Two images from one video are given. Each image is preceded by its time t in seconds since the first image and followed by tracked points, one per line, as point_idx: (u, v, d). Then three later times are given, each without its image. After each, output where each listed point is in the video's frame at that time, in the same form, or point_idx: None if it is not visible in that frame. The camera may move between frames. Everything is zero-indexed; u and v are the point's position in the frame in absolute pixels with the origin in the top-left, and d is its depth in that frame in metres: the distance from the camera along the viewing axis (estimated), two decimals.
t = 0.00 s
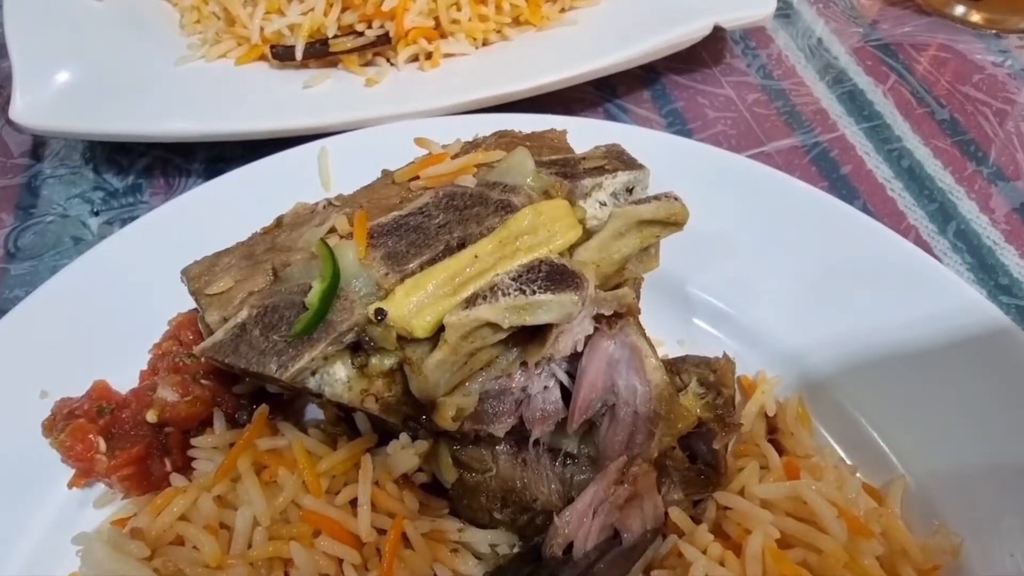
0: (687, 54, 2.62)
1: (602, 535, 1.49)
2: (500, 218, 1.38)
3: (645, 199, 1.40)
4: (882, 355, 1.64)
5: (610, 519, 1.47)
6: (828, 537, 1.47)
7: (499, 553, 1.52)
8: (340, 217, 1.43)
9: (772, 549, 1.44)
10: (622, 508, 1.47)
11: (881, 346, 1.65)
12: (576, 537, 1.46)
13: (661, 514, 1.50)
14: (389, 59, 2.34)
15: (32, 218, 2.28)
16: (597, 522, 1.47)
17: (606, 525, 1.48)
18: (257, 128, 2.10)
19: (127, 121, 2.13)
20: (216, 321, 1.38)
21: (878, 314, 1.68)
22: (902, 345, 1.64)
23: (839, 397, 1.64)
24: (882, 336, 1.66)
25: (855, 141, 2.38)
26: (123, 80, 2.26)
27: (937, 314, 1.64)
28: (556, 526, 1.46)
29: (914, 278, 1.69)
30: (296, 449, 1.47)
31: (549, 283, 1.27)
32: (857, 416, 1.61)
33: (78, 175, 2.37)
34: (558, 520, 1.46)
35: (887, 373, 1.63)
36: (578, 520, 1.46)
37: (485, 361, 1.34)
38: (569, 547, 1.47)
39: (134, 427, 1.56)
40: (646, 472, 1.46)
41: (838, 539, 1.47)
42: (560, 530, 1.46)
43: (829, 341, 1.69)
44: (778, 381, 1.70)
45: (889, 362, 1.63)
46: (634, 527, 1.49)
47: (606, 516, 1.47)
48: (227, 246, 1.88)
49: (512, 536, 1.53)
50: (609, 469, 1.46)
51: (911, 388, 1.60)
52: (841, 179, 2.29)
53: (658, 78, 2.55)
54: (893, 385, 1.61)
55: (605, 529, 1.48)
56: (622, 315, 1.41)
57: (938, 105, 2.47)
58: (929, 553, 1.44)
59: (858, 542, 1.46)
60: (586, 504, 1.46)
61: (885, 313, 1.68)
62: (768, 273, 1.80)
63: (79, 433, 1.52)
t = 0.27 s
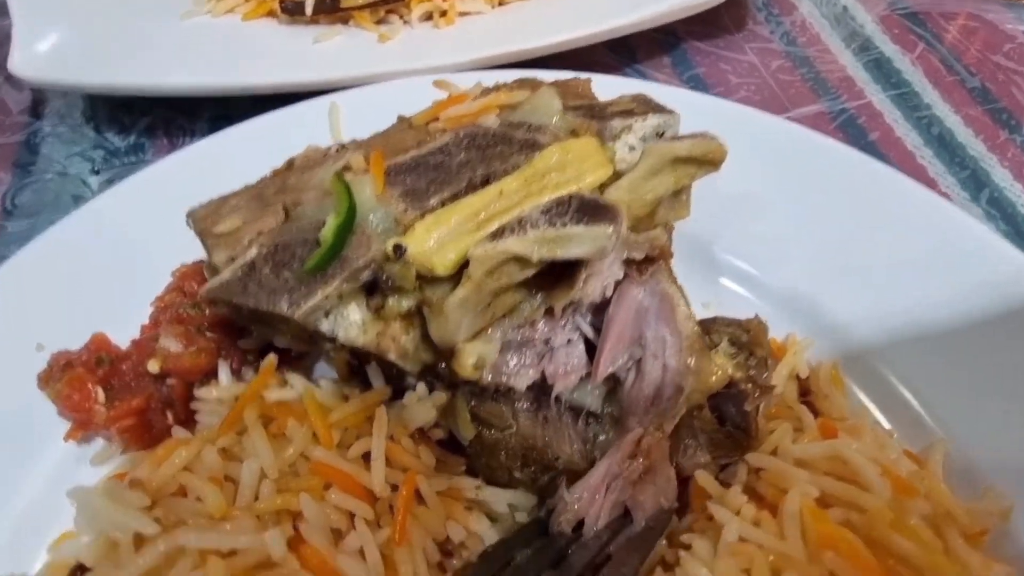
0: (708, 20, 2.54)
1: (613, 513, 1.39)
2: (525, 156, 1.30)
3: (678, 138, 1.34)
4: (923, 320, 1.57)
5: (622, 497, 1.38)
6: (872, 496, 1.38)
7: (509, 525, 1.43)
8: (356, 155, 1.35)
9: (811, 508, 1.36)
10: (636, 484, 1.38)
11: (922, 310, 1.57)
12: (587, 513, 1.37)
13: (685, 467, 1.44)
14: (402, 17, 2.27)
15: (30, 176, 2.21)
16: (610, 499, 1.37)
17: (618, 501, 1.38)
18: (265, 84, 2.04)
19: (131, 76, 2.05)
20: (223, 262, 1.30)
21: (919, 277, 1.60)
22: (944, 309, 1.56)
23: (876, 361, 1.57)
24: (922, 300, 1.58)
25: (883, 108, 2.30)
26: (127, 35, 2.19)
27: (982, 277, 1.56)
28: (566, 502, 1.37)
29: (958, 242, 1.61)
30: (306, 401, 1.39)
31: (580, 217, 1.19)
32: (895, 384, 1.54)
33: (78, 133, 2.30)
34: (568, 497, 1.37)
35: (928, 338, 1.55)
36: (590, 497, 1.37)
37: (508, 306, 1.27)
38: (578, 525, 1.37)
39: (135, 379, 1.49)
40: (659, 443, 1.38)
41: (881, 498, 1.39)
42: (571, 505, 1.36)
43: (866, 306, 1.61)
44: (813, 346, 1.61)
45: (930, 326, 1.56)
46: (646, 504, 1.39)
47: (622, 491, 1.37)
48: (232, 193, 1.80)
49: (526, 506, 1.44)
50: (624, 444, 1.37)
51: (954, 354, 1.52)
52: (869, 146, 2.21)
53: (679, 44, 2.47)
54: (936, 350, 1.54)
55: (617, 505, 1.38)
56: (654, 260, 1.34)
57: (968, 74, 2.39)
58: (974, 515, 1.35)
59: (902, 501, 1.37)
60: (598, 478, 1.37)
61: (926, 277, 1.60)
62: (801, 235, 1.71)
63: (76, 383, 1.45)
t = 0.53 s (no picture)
0: None
1: (630, 506, 1.17)
2: (548, 69, 1.11)
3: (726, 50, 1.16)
4: (1005, 284, 1.34)
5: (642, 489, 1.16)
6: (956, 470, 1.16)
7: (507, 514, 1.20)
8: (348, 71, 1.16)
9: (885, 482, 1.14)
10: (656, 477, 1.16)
11: (1003, 272, 1.35)
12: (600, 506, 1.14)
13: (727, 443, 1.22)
14: None
15: None
16: (627, 488, 1.15)
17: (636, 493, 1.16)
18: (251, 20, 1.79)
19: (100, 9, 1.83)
20: (191, 190, 1.11)
21: (996, 234, 1.38)
22: None
23: (945, 330, 1.35)
24: (1003, 260, 1.36)
25: (928, 62, 2.10)
26: None
27: None
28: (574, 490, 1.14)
29: None
30: (287, 357, 1.19)
31: (616, 127, 1.02)
32: (967, 353, 1.34)
33: (48, 82, 2.10)
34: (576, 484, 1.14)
35: (1011, 305, 1.33)
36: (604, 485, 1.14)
37: (527, 246, 1.08)
38: (588, 520, 1.15)
39: (93, 334, 1.29)
40: (686, 424, 1.17)
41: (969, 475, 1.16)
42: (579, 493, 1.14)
43: (936, 265, 1.37)
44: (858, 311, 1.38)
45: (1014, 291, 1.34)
46: (668, 495, 1.16)
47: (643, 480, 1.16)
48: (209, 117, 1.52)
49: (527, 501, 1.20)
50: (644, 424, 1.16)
51: None
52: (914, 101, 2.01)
53: None
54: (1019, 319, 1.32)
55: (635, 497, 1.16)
56: (696, 194, 1.15)
57: (1018, 26, 2.20)
58: None
59: (993, 477, 1.15)
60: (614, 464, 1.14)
61: (1006, 234, 1.37)
62: (857, 182, 1.46)
63: (23, 335, 1.26)
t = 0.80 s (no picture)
0: None
1: (627, 505, 1.15)
2: (558, 49, 1.10)
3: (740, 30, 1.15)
4: (1018, 279, 1.32)
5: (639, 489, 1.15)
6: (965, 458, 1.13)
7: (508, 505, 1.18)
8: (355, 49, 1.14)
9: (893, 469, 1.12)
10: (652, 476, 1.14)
11: (1016, 267, 1.33)
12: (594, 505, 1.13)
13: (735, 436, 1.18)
14: None
15: None
16: (623, 487, 1.14)
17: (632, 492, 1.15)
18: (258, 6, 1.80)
19: None
20: (194, 168, 1.10)
21: (1009, 228, 1.36)
22: None
23: (956, 325, 1.33)
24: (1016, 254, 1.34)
25: (935, 56, 2.08)
26: None
27: None
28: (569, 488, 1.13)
29: None
30: (290, 337, 1.17)
31: (628, 105, 1.01)
32: (976, 347, 1.32)
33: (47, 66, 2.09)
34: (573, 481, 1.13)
35: None
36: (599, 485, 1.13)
37: (535, 229, 1.06)
38: (585, 518, 1.13)
39: (93, 316, 1.28)
40: (683, 421, 1.14)
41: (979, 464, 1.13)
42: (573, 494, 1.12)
43: (947, 259, 1.36)
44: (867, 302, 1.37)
45: None
46: (665, 495, 1.15)
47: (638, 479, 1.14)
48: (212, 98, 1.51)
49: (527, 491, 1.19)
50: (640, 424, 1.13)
51: None
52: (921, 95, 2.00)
53: None
54: None
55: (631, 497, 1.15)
56: (705, 177, 1.13)
57: None
58: None
59: (1002, 466, 1.13)
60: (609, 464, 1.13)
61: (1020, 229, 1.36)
62: (868, 175, 1.44)
63: (22, 315, 1.24)
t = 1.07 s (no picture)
0: None
1: (610, 517, 1.18)
2: (555, 62, 1.13)
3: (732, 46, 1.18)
4: (1004, 290, 1.35)
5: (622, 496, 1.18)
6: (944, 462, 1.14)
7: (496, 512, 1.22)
8: (358, 59, 1.17)
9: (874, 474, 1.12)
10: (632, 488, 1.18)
11: (1003, 277, 1.36)
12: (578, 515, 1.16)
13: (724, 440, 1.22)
14: None
15: None
16: (606, 498, 1.17)
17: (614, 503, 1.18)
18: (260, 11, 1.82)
19: None
20: (200, 176, 1.12)
21: (998, 239, 1.39)
22: None
23: (944, 332, 1.36)
24: (1004, 264, 1.36)
25: (927, 67, 2.12)
26: None
27: None
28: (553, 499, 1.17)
29: None
30: (293, 341, 1.20)
31: (622, 118, 1.04)
32: (962, 356, 1.35)
33: (51, 69, 2.12)
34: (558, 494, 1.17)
35: (1011, 310, 1.34)
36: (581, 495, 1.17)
37: (532, 237, 1.09)
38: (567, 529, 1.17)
39: (98, 319, 1.31)
40: (664, 434, 1.19)
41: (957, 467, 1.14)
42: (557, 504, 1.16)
43: (935, 268, 1.39)
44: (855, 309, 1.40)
45: (1014, 296, 1.35)
46: (647, 507, 1.18)
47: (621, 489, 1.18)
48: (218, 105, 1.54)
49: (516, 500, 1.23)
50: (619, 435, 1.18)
51: None
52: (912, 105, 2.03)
53: None
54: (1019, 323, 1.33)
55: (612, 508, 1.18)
56: (698, 187, 1.16)
57: (1017, 34, 2.22)
58: None
59: (983, 471, 1.12)
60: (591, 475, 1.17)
61: (1007, 240, 1.38)
62: (859, 185, 1.47)
63: (29, 317, 1.27)
